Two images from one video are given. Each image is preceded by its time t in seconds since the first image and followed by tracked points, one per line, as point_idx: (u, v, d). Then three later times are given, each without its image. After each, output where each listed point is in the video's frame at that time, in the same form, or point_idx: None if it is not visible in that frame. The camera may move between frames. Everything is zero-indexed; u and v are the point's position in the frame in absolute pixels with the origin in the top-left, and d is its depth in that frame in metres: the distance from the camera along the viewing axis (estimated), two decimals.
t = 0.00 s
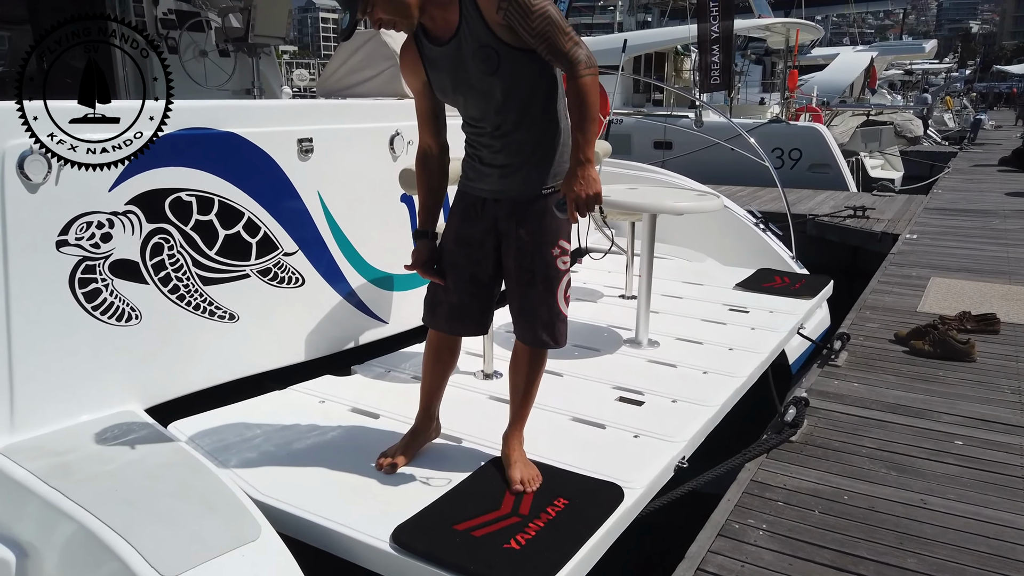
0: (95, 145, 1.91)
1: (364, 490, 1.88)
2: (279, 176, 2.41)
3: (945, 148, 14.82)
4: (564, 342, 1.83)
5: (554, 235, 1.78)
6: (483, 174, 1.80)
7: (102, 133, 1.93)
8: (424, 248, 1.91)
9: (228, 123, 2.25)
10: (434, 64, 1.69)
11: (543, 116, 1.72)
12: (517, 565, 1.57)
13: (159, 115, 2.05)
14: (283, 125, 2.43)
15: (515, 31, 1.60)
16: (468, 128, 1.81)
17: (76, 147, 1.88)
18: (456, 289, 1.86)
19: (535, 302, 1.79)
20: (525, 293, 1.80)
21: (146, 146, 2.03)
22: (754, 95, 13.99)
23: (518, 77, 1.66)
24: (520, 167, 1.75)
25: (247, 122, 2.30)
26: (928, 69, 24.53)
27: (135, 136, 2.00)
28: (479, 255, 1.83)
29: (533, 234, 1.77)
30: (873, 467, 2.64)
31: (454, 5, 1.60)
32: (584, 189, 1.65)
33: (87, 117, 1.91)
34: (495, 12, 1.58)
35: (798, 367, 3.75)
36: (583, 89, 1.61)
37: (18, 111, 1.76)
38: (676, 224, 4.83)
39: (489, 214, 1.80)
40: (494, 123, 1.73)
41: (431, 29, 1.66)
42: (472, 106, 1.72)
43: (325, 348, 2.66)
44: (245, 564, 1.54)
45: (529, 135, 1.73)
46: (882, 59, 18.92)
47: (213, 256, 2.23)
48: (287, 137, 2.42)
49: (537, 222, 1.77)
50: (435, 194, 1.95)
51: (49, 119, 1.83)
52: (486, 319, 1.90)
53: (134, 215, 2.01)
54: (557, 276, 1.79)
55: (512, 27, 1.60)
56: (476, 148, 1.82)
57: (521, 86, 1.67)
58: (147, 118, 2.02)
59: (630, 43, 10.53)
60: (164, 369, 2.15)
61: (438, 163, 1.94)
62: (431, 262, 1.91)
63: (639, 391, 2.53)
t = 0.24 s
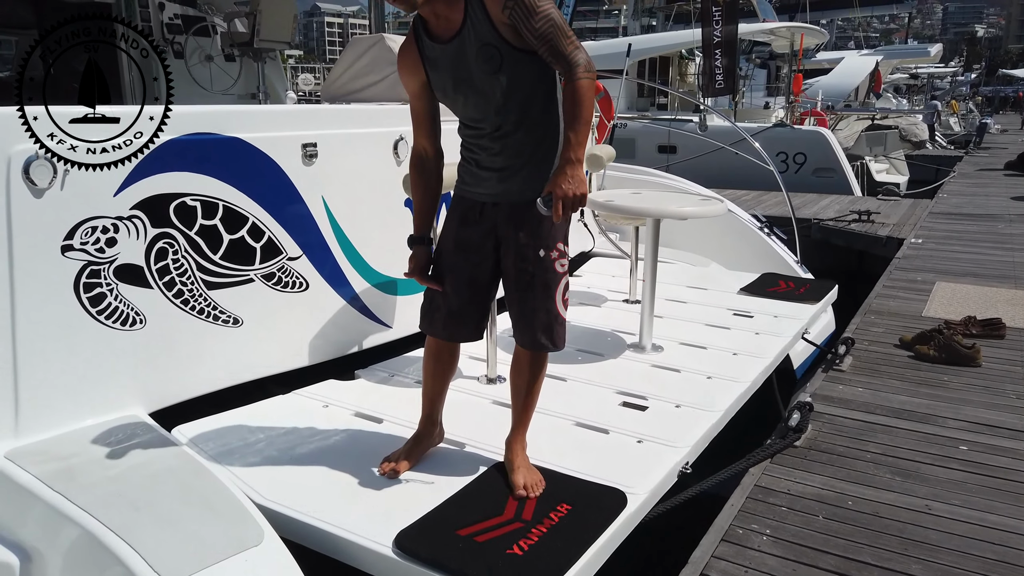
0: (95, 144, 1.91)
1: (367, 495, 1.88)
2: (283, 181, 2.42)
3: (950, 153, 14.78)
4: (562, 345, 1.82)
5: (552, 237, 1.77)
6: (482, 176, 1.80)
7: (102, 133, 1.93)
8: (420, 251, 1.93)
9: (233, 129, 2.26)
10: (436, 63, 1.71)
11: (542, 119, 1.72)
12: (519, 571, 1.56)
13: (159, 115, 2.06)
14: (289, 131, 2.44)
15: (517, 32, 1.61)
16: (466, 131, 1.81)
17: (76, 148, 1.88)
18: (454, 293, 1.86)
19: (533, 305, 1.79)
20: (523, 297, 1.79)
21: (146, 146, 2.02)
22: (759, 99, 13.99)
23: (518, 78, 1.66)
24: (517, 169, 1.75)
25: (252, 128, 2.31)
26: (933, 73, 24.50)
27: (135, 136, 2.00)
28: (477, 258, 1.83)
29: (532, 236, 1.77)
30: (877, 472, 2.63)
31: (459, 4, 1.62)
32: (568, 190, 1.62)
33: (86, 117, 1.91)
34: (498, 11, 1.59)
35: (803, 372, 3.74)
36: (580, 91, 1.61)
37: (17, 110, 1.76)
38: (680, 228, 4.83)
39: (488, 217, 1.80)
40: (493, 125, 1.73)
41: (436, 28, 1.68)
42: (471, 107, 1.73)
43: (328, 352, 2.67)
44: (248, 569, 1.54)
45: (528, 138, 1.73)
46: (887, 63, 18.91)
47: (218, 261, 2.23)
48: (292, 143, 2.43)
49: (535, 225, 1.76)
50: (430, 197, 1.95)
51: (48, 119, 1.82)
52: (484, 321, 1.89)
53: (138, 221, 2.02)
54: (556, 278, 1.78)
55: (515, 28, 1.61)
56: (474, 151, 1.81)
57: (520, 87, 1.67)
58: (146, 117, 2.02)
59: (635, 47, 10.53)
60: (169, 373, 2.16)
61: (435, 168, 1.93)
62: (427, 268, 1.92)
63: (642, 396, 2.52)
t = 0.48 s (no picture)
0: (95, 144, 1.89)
1: (372, 501, 1.88)
2: (288, 187, 2.43)
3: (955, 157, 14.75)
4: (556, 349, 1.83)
5: (544, 244, 1.79)
6: (472, 183, 1.79)
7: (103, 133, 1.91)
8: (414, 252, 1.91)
9: (240, 136, 2.26)
10: (435, 60, 1.71)
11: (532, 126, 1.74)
12: None
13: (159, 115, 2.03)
14: (295, 138, 2.45)
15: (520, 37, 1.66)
16: (455, 135, 1.80)
17: (76, 148, 1.86)
18: (447, 303, 1.85)
19: (526, 311, 1.79)
20: (516, 304, 1.80)
21: (146, 146, 2.01)
22: (763, 103, 13.99)
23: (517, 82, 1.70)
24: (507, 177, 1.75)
25: (260, 135, 2.32)
26: (938, 77, 24.47)
27: (135, 137, 1.98)
28: (470, 267, 1.83)
29: (524, 244, 1.77)
30: (883, 479, 2.62)
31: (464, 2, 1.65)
32: (576, 198, 1.65)
33: (86, 117, 1.88)
34: (504, 13, 1.64)
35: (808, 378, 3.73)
36: (582, 102, 1.68)
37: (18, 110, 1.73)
38: (684, 234, 4.83)
39: (479, 225, 1.80)
40: (485, 128, 1.73)
41: (437, 25, 1.69)
42: (465, 107, 1.72)
43: (333, 357, 2.67)
44: None
45: (519, 143, 1.74)
46: (891, 67, 18.89)
47: (224, 267, 2.24)
48: (298, 149, 2.44)
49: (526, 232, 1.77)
50: (419, 196, 1.93)
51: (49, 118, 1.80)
52: (478, 331, 1.90)
53: (145, 227, 2.03)
54: (548, 285, 1.80)
55: (518, 33, 1.66)
56: (463, 156, 1.80)
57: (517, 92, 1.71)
58: (147, 117, 2.00)
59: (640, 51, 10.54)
60: (174, 379, 2.16)
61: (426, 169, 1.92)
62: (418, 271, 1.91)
63: (647, 403, 2.52)
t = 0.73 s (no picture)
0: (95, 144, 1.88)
1: (377, 507, 1.88)
2: (294, 192, 2.43)
3: (961, 162, 14.71)
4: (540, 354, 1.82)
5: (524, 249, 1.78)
6: (450, 189, 1.80)
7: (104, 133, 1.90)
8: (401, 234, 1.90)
9: (247, 141, 2.27)
10: (428, 52, 1.74)
11: (512, 135, 1.74)
12: None
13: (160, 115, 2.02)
14: (301, 143, 2.46)
15: (513, 46, 1.69)
16: (435, 135, 1.81)
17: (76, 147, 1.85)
18: (433, 311, 1.87)
19: (508, 318, 1.79)
20: (498, 311, 1.80)
21: (146, 146, 2.00)
22: (768, 108, 13.99)
23: (505, 89, 1.72)
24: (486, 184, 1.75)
25: (266, 140, 2.33)
26: (944, 81, 24.43)
27: (135, 136, 1.97)
28: (454, 274, 1.84)
29: (504, 250, 1.77)
30: (889, 485, 2.61)
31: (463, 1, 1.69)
32: (552, 208, 1.68)
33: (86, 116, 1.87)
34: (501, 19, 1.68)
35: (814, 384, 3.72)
36: (568, 117, 1.70)
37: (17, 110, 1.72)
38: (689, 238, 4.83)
39: (460, 233, 1.80)
40: (468, 129, 1.74)
41: (435, 20, 1.73)
42: (448, 105, 1.75)
43: (339, 362, 2.68)
44: None
45: (496, 149, 1.74)
46: (897, 72, 18.87)
47: (230, 272, 2.25)
48: (304, 155, 2.45)
49: (505, 238, 1.77)
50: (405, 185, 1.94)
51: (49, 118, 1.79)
52: (467, 341, 1.91)
53: (152, 232, 2.04)
54: (530, 291, 1.80)
55: (512, 42, 1.70)
56: (441, 157, 1.81)
57: (503, 98, 1.72)
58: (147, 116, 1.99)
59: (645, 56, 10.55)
60: (180, 384, 2.17)
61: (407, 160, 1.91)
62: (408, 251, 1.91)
63: (652, 409, 2.52)
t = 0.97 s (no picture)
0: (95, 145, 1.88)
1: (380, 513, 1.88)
2: (299, 197, 2.44)
3: (966, 166, 14.67)
4: (519, 360, 1.80)
5: (499, 254, 1.78)
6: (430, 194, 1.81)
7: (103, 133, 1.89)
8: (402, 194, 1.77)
9: (252, 147, 2.28)
10: (418, 49, 1.75)
11: (488, 143, 1.74)
12: None
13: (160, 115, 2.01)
14: (307, 149, 2.46)
15: (500, 56, 1.70)
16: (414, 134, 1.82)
17: (76, 147, 1.84)
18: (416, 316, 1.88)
19: (483, 323, 1.79)
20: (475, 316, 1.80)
21: (146, 146, 1.99)
22: (772, 112, 13.99)
23: (486, 96, 1.72)
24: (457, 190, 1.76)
25: (272, 146, 2.34)
26: (949, 85, 24.40)
27: (135, 136, 1.96)
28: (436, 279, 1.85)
29: (479, 255, 1.77)
30: (894, 491, 2.60)
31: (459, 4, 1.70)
32: (473, 196, 1.60)
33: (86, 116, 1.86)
34: (491, 27, 1.69)
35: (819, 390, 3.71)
36: (534, 130, 1.69)
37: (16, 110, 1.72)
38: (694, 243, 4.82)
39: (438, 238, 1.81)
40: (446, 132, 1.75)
41: (431, 18, 1.74)
42: (429, 105, 1.75)
43: (343, 367, 2.68)
44: None
45: (472, 155, 1.74)
46: (901, 76, 18.86)
47: (235, 277, 2.26)
48: (309, 160, 2.46)
49: (480, 242, 1.77)
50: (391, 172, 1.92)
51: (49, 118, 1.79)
52: (455, 347, 1.91)
53: (157, 238, 2.04)
54: (506, 296, 1.79)
55: (500, 52, 1.71)
56: (420, 157, 1.82)
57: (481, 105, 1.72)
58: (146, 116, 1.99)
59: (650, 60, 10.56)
60: (185, 389, 2.17)
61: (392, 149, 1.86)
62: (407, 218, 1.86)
63: (656, 415, 2.52)
